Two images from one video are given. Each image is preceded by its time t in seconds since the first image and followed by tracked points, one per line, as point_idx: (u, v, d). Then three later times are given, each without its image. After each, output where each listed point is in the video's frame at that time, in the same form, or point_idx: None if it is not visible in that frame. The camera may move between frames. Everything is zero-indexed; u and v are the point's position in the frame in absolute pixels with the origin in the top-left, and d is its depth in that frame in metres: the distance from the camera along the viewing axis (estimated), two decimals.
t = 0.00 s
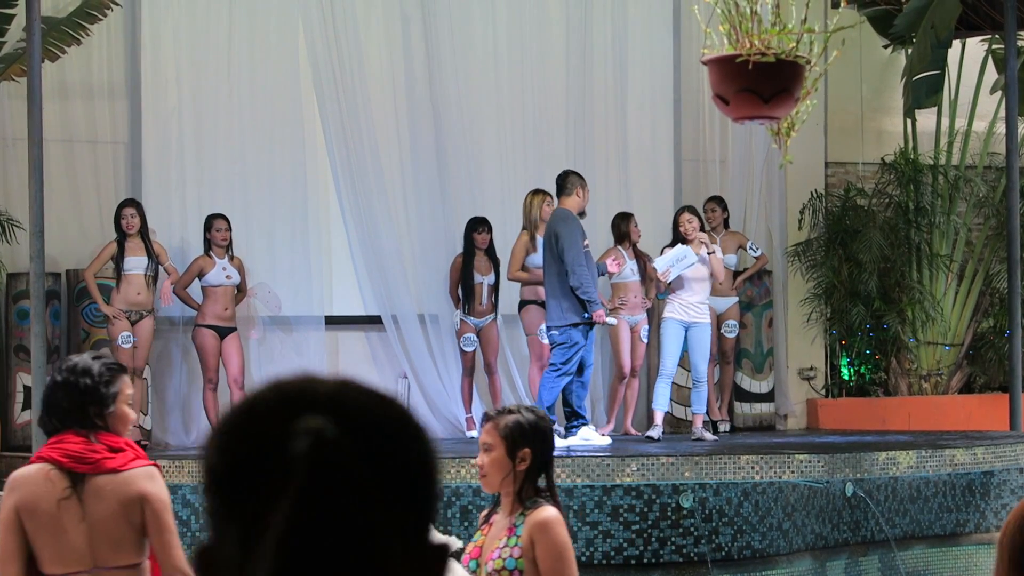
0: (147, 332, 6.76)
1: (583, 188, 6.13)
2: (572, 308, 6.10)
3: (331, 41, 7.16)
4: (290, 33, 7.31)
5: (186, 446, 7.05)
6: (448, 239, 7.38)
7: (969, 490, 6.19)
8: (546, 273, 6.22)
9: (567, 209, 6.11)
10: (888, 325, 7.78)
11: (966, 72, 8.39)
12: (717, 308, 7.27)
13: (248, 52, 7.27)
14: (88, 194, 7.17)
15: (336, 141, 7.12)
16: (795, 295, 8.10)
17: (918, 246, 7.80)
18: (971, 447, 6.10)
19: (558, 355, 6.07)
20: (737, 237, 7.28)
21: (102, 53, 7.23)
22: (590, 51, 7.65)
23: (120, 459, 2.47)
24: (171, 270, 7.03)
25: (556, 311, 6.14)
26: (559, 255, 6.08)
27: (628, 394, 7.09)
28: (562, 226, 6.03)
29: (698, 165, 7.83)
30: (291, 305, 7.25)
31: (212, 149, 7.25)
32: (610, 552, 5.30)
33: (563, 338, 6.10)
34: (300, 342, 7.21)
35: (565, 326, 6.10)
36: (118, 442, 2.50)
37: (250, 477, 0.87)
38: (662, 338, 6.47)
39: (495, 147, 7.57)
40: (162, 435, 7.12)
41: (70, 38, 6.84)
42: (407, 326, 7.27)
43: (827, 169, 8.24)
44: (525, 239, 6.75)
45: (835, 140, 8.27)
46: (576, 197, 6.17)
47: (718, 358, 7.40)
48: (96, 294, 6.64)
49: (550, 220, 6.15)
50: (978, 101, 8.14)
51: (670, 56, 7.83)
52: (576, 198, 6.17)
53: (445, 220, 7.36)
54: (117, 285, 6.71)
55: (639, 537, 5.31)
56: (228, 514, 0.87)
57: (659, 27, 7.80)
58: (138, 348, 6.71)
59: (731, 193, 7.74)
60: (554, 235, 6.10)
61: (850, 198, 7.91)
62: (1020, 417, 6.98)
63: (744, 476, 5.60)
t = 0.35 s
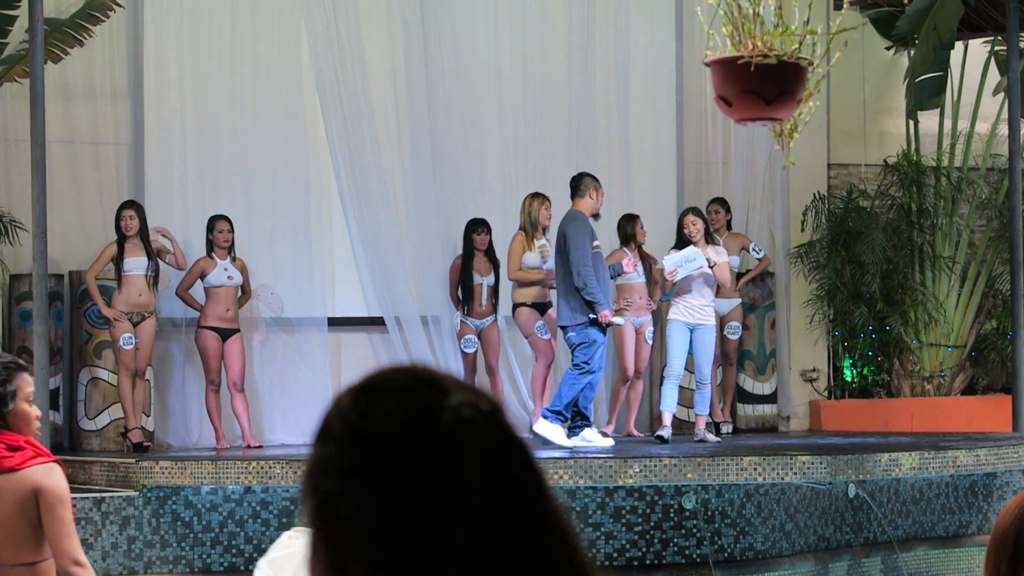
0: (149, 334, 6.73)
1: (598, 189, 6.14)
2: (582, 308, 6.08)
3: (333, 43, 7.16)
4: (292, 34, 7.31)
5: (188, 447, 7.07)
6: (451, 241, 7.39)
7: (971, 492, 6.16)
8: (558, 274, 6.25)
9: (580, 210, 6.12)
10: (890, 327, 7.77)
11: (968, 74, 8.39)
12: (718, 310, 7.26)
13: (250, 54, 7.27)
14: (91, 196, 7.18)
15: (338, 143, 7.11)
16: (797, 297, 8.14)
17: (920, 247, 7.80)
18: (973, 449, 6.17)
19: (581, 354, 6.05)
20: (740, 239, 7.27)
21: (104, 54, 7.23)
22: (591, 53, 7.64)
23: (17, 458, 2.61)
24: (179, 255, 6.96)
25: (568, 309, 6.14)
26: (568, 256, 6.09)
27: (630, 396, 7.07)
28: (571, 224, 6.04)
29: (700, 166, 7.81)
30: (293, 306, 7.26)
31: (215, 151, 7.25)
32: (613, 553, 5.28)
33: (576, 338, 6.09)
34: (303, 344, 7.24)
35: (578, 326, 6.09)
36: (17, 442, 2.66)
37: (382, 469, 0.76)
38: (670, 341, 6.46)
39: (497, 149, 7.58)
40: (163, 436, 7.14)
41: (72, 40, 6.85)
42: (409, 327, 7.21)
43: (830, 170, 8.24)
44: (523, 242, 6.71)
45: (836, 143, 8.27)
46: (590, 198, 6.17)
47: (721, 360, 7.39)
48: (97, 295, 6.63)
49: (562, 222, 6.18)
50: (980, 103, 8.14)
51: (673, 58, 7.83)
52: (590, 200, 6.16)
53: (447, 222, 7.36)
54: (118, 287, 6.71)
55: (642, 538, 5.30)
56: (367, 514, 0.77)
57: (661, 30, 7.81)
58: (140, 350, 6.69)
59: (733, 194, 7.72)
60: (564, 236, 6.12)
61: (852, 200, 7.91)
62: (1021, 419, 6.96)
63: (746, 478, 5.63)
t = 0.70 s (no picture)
0: (147, 337, 6.73)
1: (598, 192, 6.12)
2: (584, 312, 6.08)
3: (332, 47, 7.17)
4: (291, 38, 7.31)
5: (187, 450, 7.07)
6: (450, 243, 7.36)
7: (969, 495, 6.18)
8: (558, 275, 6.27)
9: (581, 214, 6.11)
10: (889, 329, 7.77)
11: (967, 77, 8.39)
12: (717, 313, 7.27)
13: (249, 58, 7.27)
14: (89, 199, 7.16)
15: (336, 149, 7.16)
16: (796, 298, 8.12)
17: (918, 249, 7.81)
18: (971, 451, 6.10)
19: (582, 359, 6.07)
20: (739, 241, 7.26)
21: (102, 57, 7.20)
22: (590, 56, 7.64)
23: None
24: (169, 236, 6.91)
25: (569, 313, 6.12)
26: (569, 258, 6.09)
27: (625, 400, 7.07)
28: (573, 229, 6.02)
29: (699, 169, 7.82)
30: (292, 309, 7.26)
31: (213, 154, 7.25)
32: (610, 556, 5.32)
33: (577, 341, 6.11)
34: (302, 347, 7.25)
35: (581, 330, 6.08)
36: None
37: (259, 465, 0.74)
38: (656, 344, 6.46)
39: (495, 152, 7.57)
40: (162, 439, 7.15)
41: (71, 43, 6.83)
42: (408, 331, 7.29)
43: (828, 173, 8.23)
44: (519, 245, 6.51)
45: (836, 145, 8.26)
46: (590, 201, 6.16)
47: (719, 362, 7.40)
48: (93, 299, 6.62)
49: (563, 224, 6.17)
50: (978, 106, 8.15)
51: (672, 61, 7.83)
52: (589, 203, 6.15)
53: (446, 225, 7.36)
54: (116, 291, 6.71)
55: (640, 541, 5.31)
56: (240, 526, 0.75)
57: (660, 32, 7.81)
58: (138, 353, 6.68)
59: (732, 197, 7.77)
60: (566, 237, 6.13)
61: (850, 202, 7.91)
62: (1020, 421, 6.97)
63: (744, 480, 5.59)
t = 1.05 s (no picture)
0: (146, 337, 6.73)
1: (591, 191, 6.13)
2: (581, 311, 6.07)
3: (330, 48, 7.17)
4: (289, 39, 7.31)
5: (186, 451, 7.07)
6: (449, 244, 7.36)
7: (968, 495, 6.18)
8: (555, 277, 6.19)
9: (575, 213, 6.13)
10: (887, 330, 7.77)
11: (964, 78, 8.40)
12: (716, 313, 7.26)
13: (247, 59, 7.28)
14: (87, 200, 7.16)
15: (335, 150, 7.15)
16: (794, 299, 8.04)
17: (916, 250, 7.81)
18: (970, 451, 6.05)
19: (573, 359, 6.09)
20: (737, 241, 7.26)
21: (100, 58, 7.20)
22: (588, 56, 7.64)
23: None
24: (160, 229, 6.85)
25: (566, 314, 6.11)
26: (573, 258, 6.06)
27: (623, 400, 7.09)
28: (573, 231, 6.01)
29: (697, 169, 7.82)
30: (290, 310, 7.26)
31: (212, 154, 7.25)
32: (610, 556, 5.31)
33: (573, 342, 6.10)
34: (299, 348, 7.25)
35: (577, 331, 6.08)
36: None
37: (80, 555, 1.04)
38: (650, 345, 6.46)
39: (494, 153, 7.57)
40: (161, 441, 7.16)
41: (69, 44, 6.83)
42: (407, 331, 7.29)
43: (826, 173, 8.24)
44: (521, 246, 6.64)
45: (834, 145, 8.26)
46: (582, 201, 6.17)
47: (717, 363, 7.39)
48: (91, 300, 6.63)
49: (560, 226, 6.14)
50: (976, 107, 8.16)
51: (670, 62, 7.84)
52: (582, 203, 6.17)
53: (445, 226, 7.36)
54: (114, 292, 6.71)
55: (639, 542, 5.30)
56: None
57: (658, 33, 7.81)
58: (136, 354, 6.67)
59: (730, 197, 7.79)
60: (566, 238, 6.08)
61: (848, 203, 7.91)
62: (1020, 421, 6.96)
63: (742, 481, 5.53)
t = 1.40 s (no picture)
0: (146, 339, 6.73)
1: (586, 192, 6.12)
2: (581, 312, 6.05)
3: (329, 50, 7.16)
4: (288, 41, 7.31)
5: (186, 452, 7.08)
6: (448, 245, 7.37)
7: (968, 496, 6.18)
8: (557, 276, 6.12)
9: (570, 214, 6.13)
10: (887, 331, 7.78)
11: (964, 78, 8.40)
12: (716, 314, 7.25)
13: (246, 60, 7.28)
14: (87, 202, 7.16)
15: (334, 151, 7.14)
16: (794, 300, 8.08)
17: (916, 251, 7.80)
18: (970, 452, 5.96)
19: (570, 360, 6.08)
20: (736, 243, 7.26)
21: (99, 60, 7.20)
22: (587, 58, 7.64)
23: None
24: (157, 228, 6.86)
25: (568, 315, 6.08)
26: (581, 260, 6.03)
27: (622, 402, 7.08)
28: (576, 231, 6.01)
29: (697, 170, 7.82)
30: (290, 311, 7.26)
31: (211, 156, 7.24)
32: (610, 558, 5.32)
33: (571, 343, 6.08)
34: (299, 348, 7.25)
35: (577, 333, 6.06)
36: None
37: None
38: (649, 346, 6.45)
39: (493, 154, 7.55)
40: (161, 442, 7.16)
41: (68, 46, 6.83)
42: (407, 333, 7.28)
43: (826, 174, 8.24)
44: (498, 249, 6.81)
45: (834, 146, 8.26)
46: (577, 202, 6.17)
47: (717, 363, 7.40)
48: (91, 302, 6.63)
49: (564, 228, 6.07)
50: (976, 108, 8.16)
51: (669, 63, 7.84)
52: (576, 203, 6.16)
53: (444, 227, 7.36)
54: (115, 293, 6.70)
55: (639, 543, 5.30)
56: None
57: (657, 35, 7.81)
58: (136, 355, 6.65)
59: (730, 198, 7.78)
60: (573, 241, 6.02)
61: (848, 204, 7.91)
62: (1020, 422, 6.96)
63: (743, 482, 5.40)
